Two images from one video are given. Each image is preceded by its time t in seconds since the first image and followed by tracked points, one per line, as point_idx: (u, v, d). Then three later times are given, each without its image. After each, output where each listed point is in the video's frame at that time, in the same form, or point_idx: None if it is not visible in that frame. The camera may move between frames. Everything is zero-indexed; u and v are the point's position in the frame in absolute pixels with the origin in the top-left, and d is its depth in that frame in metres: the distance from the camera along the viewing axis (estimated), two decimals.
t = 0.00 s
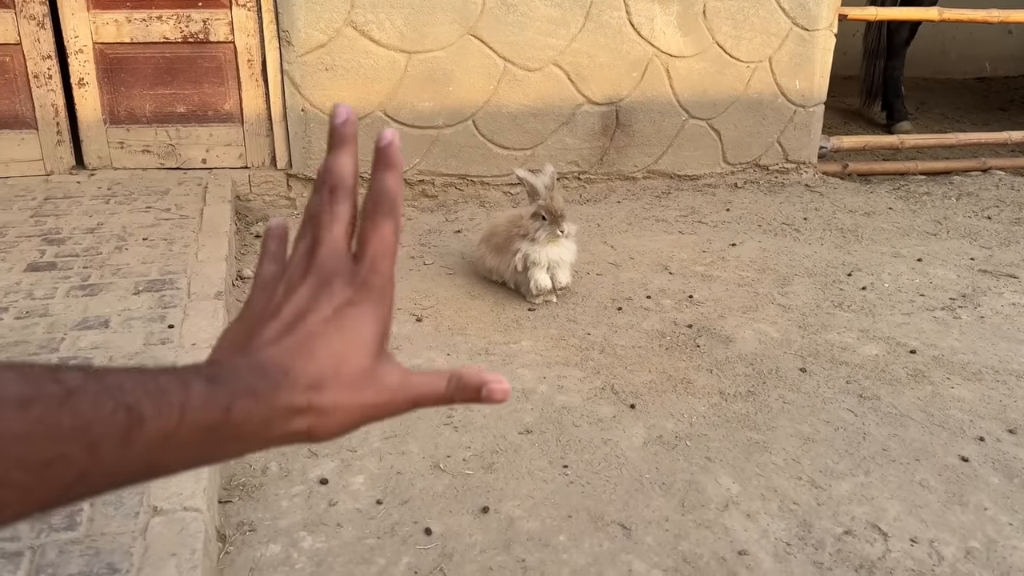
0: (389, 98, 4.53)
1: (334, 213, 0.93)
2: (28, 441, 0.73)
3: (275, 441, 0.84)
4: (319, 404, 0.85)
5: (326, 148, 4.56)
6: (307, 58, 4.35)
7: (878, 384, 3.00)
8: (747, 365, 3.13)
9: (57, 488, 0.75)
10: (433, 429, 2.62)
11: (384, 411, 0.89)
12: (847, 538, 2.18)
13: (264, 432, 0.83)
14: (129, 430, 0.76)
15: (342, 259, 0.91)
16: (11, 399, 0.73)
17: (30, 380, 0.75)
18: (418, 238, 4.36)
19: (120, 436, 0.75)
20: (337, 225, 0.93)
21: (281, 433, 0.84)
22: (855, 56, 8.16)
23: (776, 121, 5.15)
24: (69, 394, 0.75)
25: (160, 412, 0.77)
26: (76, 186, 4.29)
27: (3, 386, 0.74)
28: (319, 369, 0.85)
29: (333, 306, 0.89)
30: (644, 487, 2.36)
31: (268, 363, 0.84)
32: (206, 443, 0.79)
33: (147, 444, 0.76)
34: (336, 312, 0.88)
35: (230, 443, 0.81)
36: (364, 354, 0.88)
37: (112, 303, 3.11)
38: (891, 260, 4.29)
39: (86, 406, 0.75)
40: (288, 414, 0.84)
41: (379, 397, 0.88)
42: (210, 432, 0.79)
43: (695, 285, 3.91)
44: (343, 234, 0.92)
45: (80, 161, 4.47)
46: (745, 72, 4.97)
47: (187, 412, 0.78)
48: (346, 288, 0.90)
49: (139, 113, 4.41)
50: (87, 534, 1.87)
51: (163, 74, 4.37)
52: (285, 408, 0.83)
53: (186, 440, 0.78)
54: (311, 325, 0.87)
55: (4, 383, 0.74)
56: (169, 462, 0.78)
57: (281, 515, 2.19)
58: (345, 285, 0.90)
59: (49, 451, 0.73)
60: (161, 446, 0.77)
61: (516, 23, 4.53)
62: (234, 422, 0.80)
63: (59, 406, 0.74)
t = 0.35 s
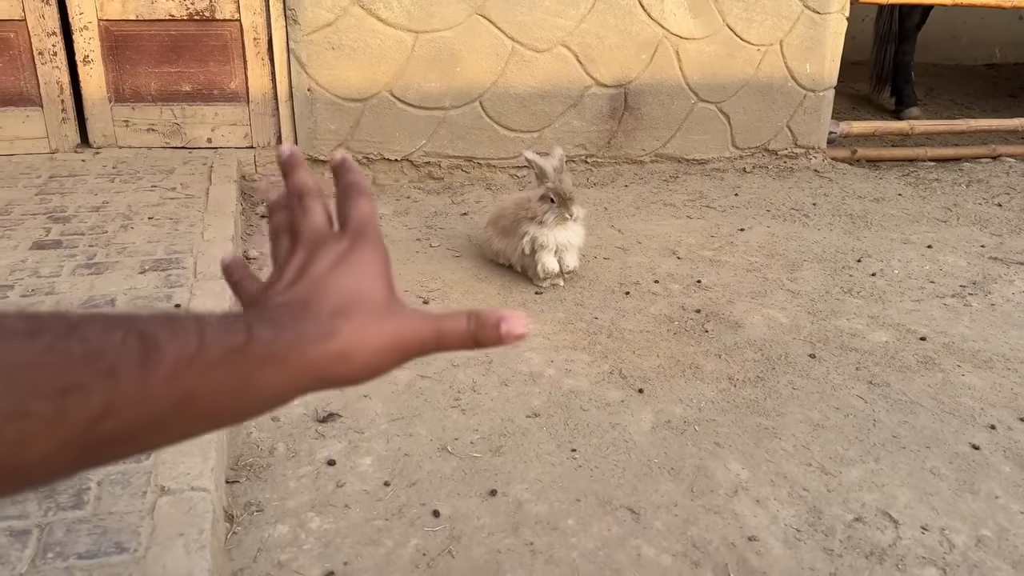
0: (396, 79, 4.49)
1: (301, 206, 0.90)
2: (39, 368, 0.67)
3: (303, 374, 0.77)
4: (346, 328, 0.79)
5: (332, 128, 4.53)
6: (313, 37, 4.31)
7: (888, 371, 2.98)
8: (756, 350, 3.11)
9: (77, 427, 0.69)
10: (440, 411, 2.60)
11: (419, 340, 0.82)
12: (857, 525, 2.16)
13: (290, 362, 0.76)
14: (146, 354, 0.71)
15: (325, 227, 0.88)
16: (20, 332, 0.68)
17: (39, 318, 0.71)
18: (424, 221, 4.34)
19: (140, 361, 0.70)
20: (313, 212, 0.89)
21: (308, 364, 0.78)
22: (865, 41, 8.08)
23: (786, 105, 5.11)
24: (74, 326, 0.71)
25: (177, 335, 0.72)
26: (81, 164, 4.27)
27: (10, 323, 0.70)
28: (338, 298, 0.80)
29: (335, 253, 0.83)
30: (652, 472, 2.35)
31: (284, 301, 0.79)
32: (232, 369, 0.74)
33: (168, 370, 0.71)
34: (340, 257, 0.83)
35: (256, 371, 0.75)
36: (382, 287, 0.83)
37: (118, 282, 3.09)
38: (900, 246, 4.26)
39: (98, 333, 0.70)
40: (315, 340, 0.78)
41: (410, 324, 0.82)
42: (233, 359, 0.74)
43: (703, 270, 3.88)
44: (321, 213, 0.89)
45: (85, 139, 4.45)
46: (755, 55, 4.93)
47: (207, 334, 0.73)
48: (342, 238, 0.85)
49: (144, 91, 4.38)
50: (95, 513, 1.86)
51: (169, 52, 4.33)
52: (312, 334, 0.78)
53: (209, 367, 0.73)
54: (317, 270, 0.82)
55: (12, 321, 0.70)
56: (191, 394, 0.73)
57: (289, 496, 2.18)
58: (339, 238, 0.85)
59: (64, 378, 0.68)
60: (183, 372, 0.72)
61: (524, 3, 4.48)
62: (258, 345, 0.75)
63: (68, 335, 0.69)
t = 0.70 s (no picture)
0: (400, 66, 4.47)
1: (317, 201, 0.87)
2: (47, 370, 0.68)
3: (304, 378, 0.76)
4: (347, 330, 0.77)
5: (336, 116, 4.52)
6: (317, 23, 4.29)
7: (893, 360, 2.97)
8: (761, 339, 3.11)
9: (78, 430, 0.70)
10: (444, 400, 2.60)
11: (419, 340, 0.81)
12: (861, 514, 2.16)
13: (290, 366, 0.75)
14: (150, 355, 0.70)
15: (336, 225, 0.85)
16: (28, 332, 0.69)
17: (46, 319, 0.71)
18: (428, 209, 4.34)
19: (142, 364, 0.70)
20: (326, 207, 0.87)
21: (308, 367, 0.76)
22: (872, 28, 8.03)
23: (792, 93, 5.10)
24: (82, 327, 0.71)
25: (181, 337, 0.72)
26: (85, 151, 4.27)
27: (16, 322, 0.70)
28: (340, 300, 0.78)
29: (341, 253, 0.82)
30: (656, 460, 2.34)
31: (285, 301, 0.78)
32: (233, 371, 0.73)
33: (170, 373, 0.71)
34: (345, 257, 0.82)
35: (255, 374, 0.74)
36: (385, 288, 0.81)
37: (122, 270, 3.09)
38: (906, 235, 4.24)
39: (102, 334, 0.70)
40: (315, 343, 0.76)
41: (409, 326, 0.81)
42: (233, 361, 0.73)
43: (708, 259, 3.87)
44: (333, 208, 0.87)
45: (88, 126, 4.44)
46: (760, 42, 4.91)
47: (209, 336, 0.73)
48: (349, 238, 0.83)
49: (148, 79, 4.37)
50: (100, 500, 1.87)
51: (172, 39, 4.33)
52: (312, 337, 0.76)
53: (209, 371, 0.72)
54: (322, 271, 0.81)
55: (19, 320, 0.70)
56: (191, 397, 0.72)
57: (293, 483, 2.19)
58: (346, 238, 0.84)
59: (68, 381, 0.68)
60: (186, 376, 0.71)
61: None
62: (260, 347, 0.74)
63: (76, 336, 0.70)
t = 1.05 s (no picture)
0: (399, 61, 4.48)
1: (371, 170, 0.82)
2: (54, 378, 0.63)
3: (325, 391, 0.71)
4: (372, 341, 0.72)
5: (336, 112, 4.53)
6: (316, 19, 4.30)
7: (892, 351, 2.98)
8: (760, 331, 3.12)
9: (82, 440, 0.64)
10: (444, 393, 2.61)
11: (447, 350, 0.77)
12: (859, 504, 2.17)
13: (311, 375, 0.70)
14: (164, 367, 0.65)
15: (379, 207, 0.80)
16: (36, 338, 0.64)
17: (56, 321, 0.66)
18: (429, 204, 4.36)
19: (155, 376, 0.65)
20: (379, 177, 0.82)
21: (330, 379, 0.71)
22: (873, 19, 8.01)
23: (793, 86, 5.10)
24: (94, 334, 0.65)
25: (197, 347, 0.66)
26: (87, 149, 4.28)
27: (23, 324, 0.65)
28: (369, 305, 0.73)
29: (375, 246, 0.76)
30: (655, 452, 2.35)
31: (312, 302, 0.73)
32: (249, 385, 0.68)
33: (183, 384, 0.65)
34: (379, 252, 0.76)
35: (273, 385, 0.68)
36: (416, 293, 0.75)
37: (124, 266, 3.11)
38: (906, 227, 4.25)
39: (115, 342, 0.65)
40: (338, 354, 0.71)
41: (440, 336, 0.76)
42: (252, 371, 0.68)
43: (708, 252, 3.88)
44: (385, 180, 0.82)
45: (90, 123, 4.46)
46: (761, 35, 4.90)
47: (228, 346, 0.67)
48: (387, 228, 0.78)
49: (148, 76, 4.39)
50: (102, 493, 1.88)
51: (172, 36, 4.34)
52: (336, 348, 0.71)
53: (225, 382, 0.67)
54: (354, 267, 0.75)
55: (27, 324, 0.65)
56: (205, 409, 0.67)
57: (295, 476, 2.20)
58: (385, 227, 0.78)
59: (75, 390, 0.63)
60: (198, 388, 0.66)
61: None
62: (280, 361, 0.68)
63: (88, 342, 0.64)
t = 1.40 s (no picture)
0: (398, 60, 4.48)
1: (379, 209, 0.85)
2: (70, 405, 0.65)
3: (334, 421, 0.74)
4: (383, 372, 0.76)
5: (335, 111, 4.54)
6: (315, 19, 4.29)
7: (892, 347, 2.97)
8: (760, 328, 3.11)
9: (95, 466, 0.67)
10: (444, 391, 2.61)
11: (453, 387, 0.80)
12: (859, 500, 2.17)
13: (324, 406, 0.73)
14: (181, 395, 0.68)
15: (390, 243, 0.83)
16: (55, 362, 0.66)
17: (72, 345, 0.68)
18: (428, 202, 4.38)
19: (171, 404, 0.68)
20: (388, 217, 0.84)
21: (341, 410, 0.74)
22: (872, 16, 8.01)
23: (792, 83, 5.11)
24: (112, 358, 0.68)
25: (213, 375, 0.70)
26: (86, 149, 4.28)
27: (41, 348, 0.67)
28: (380, 337, 0.76)
29: (389, 279, 0.80)
30: (655, 449, 2.35)
31: (326, 330, 0.76)
32: (262, 413, 0.71)
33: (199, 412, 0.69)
34: (391, 286, 0.79)
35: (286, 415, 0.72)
36: (427, 328, 0.79)
37: (123, 265, 3.10)
38: (906, 223, 4.25)
39: (132, 368, 0.67)
40: (351, 385, 0.74)
41: (446, 373, 0.80)
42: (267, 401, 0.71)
43: (708, 249, 3.88)
44: (394, 221, 0.84)
45: (89, 124, 4.46)
46: (760, 32, 4.90)
47: (244, 376, 0.71)
48: (399, 263, 0.81)
49: (148, 76, 4.39)
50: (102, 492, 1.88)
51: (171, 36, 4.34)
52: (348, 380, 0.74)
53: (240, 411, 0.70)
54: (366, 298, 0.78)
55: (44, 347, 0.67)
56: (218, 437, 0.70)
57: (294, 475, 2.20)
58: (397, 262, 0.81)
59: (90, 418, 0.65)
60: (212, 416, 0.69)
61: None
62: (293, 391, 0.72)
63: (105, 368, 0.67)
